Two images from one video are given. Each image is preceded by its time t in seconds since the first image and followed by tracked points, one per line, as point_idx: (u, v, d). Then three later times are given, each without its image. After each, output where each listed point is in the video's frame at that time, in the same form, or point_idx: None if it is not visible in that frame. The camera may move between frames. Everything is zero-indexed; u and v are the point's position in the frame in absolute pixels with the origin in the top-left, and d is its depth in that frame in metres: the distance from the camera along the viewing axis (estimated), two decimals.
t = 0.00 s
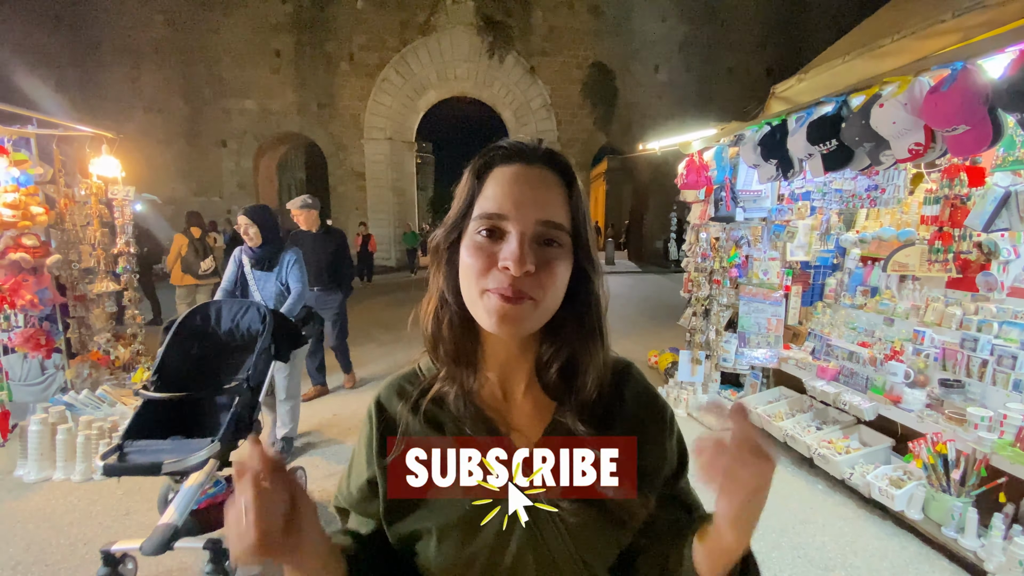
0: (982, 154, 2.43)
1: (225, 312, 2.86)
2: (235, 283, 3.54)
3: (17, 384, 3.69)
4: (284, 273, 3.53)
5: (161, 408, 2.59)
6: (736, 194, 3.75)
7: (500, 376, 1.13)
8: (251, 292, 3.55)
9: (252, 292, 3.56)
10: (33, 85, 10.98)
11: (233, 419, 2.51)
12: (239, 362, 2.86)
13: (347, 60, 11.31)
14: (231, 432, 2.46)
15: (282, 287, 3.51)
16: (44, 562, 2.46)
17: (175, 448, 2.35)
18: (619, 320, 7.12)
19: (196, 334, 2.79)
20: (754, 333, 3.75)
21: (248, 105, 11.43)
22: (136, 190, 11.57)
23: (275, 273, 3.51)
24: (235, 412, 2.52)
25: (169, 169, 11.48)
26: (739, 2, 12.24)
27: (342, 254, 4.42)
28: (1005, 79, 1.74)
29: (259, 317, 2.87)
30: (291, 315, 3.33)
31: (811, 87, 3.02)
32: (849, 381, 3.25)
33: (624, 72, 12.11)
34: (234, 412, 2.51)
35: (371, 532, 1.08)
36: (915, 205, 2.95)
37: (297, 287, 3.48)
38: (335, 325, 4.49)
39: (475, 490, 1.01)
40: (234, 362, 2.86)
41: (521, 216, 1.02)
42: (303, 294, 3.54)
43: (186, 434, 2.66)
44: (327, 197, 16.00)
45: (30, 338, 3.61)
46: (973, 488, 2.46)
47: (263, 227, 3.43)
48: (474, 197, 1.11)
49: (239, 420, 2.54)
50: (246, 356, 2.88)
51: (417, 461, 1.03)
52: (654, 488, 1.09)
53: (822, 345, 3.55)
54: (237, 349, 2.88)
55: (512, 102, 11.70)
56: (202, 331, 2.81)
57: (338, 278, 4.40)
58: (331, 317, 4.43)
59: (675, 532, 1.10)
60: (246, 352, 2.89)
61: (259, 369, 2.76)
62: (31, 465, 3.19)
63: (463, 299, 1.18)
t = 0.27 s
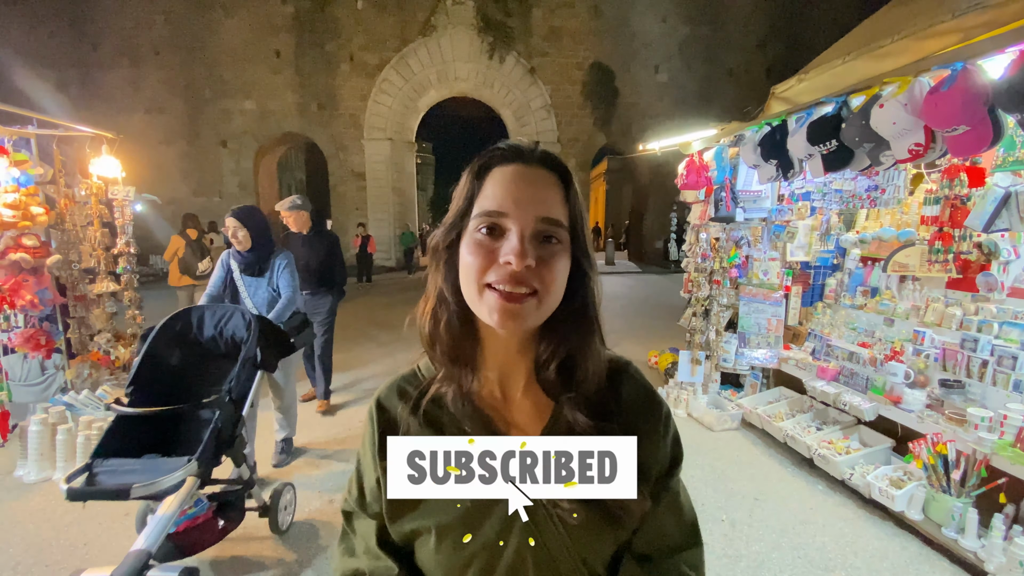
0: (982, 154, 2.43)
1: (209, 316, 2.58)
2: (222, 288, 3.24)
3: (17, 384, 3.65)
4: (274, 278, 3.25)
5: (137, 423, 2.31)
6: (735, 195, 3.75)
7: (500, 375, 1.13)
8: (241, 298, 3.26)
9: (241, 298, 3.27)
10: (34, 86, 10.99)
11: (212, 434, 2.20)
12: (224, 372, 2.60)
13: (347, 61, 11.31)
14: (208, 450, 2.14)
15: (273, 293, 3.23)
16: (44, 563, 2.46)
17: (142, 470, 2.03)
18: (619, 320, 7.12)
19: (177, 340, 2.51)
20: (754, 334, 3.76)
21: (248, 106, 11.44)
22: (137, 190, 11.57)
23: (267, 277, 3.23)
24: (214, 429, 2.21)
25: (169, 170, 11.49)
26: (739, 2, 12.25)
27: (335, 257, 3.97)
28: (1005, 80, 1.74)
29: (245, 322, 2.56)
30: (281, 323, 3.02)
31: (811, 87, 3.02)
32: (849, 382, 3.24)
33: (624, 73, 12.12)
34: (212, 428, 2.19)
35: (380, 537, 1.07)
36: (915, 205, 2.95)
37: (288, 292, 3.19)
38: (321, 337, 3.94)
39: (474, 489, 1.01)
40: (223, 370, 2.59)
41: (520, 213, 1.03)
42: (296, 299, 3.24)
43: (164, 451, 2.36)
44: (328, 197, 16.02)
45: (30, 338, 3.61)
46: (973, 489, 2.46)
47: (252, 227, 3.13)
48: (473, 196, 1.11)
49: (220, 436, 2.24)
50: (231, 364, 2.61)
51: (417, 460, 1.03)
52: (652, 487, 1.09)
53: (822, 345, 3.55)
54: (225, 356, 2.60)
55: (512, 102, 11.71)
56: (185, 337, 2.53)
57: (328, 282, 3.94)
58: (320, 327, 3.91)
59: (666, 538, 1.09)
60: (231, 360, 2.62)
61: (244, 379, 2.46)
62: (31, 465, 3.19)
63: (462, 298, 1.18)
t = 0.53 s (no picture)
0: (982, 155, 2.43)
1: (187, 324, 2.32)
2: (199, 292, 3.00)
3: (16, 384, 3.64)
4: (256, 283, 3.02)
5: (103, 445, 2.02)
6: (735, 195, 3.75)
7: (502, 377, 1.14)
8: (220, 304, 3.03)
9: (220, 304, 3.04)
10: (34, 86, 10.98)
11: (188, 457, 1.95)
12: (205, 383, 2.37)
13: (347, 61, 11.32)
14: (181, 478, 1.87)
15: (255, 298, 3.01)
16: (44, 562, 2.47)
17: (103, 505, 1.72)
18: (619, 321, 7.12)
19: (151, 351, 2.25)
20: (754, 334, 3.76)
21: (248, 106, 11.44)
22: (137, 190, 11.57)
23: (248, 281, 3.00)
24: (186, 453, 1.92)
25: (169, 170, 11.50)
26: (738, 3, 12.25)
27: (330, 261, 3.85)
28: (1005, 81, 1.74)
29: (225, 332, 2.30)
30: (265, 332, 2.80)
31: (811, 87, 3.02)
32: (850, 382, 3.24)
33: (624, 73, 12.13)
34: (184, 452, 1.92)
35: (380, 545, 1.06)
36: (915, 206, 2.95)
37: (271, 297, 2.96)
38: (312, 343, 3.83)
39: (474, 488, 1.01)
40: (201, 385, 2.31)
41: (517, 214, 1.03)
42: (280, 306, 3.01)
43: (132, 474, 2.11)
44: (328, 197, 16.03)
45: (31, 338, 3.63)
46: (973, 489, 2.46)
47: (232, 228, 2.90)
48: (471, 198, 1.11)
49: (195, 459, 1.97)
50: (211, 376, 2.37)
51: (416, 460, 1.03)
52: (655, 488, 1.08)
53: (822, 346, 3.55)
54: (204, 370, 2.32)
55: (512, 102, 11.72)
56: (160, 348, 2.27)
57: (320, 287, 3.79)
58: (312, 334, 3.81)
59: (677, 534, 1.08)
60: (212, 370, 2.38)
61: (223, 395, 2.19)
62: (31, 465, 3.19)
63: (463, 301, 1.18)
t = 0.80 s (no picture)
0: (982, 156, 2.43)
1: (162, 332, 2.18)
2: (175, 297, 2.78)
3: (17, 384, 3.66)
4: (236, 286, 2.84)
5: (69, 468, 1.89)
6: (735, 196, 3.75)
7: (506, 380, 1.14)
8: (195, 309, 2.82)
9: (195, 308, 2.83)
10: (34, 86, 10.99)
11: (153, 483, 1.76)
12: (179, 399, 2.19)
13: (348, 62, 11.32)
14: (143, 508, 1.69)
15: (235, 302, 2.83)
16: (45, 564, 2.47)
17: (61, 540, 1.63)
18: (619, 321, 7.12)
19: (124, 362, 2.13)
20: (754, 335, 3.76)
21: (248, 107, 11.44)
22: (137, 191, 11.57)
23: (228, 284, 2.81)
24: (152, 481, 1.76)
25: (170, 170, 11.51)
26: (739, 4, 12.26)
27: (324, 261, 3.76)
28: (1005, 82, 1.74)
29: (203, 341, 2.15)
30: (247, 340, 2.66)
31: (811, 88, 3.02)
32: (849, 383, 3.24)
33: (625, 74, 12.13)
34: (150, 479, 1.76)
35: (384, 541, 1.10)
36: (915, 207, 2.95)
37: (255, 301, 2.80)
38: (310, 345, 3.84)
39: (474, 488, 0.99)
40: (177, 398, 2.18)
41: (509, 215, 1.03)
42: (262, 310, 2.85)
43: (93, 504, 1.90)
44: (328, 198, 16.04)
45: (31, 339, 3.61)
46: (973, 490, 2.46)
47: (212, 226, 2.70)
48: (464, 204, 1.12)
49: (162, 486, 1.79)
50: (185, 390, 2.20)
51: (416, 460, 1.03)
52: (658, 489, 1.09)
53: (822, 347, 3.55)
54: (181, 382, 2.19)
55: (512, 103, 11.72)
56: (133, 358, 2.15)
57: (317, 289, 3.74)
58: (306, 336, 3.78)
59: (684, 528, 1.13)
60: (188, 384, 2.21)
61: (201, 410, 2.03)
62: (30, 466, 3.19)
63: (463, 306, 1.19)
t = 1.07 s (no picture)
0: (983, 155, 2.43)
1: (131, 345, 2.12)
2: (151, 303, 2.58)
3: (17, 384, 3.57)
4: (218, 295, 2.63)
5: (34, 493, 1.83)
6: (736, 195, 3.76)
7: (510, 381, 1.14)
8: (176, 317, 2.63)
9: (175, 316, 2.64)
10: (35, 86, 10.99)
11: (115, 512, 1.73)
12: (148, 414, 2.17)
13: (348, 61, 11.33)
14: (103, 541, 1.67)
15: (215, 311, 2.63)
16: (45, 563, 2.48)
17: None
18: (620, 321, 7.12)
19: (87, 376, 2.09)
20: (754, 335, 3.76)
21: (249, 106, 11.45)
22: (137, 191, 11.57)
23: (210, 290, 2.62)
24: (107, 514, 1.71)
25: (170, 170, 11.51)
26: (739, 3, 12.26)
27: (318, 264, 3.64)
28: (1006, 81, 1.73)
29: (172, 353, 2.08)
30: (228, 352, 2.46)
31: (810, 88, 3.02)
32: (849, 383, 3.24)
33: (625, 74, 12.13)
34: (105, 513, 1.70)
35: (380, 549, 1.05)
36: (915, 206, 2.94)
37: (238, 310, 2.61)
38: (303, 351, 3.72)
39: (474, 488, 1.00)
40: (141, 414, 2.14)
41: (507, 213, 1.03)
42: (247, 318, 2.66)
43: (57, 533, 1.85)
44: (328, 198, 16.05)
45: (32, 339, 3.58)
46: (974, 490, 2.47)
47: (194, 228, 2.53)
48: (461, 205, 1.12)
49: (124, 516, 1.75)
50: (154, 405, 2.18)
51: (416, 459, 1.04)
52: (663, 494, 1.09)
53: (822, 346, 3.55)
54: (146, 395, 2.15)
55: (513, 103, 11.72)
56: (98, 372, 2.11)
57: (310, 293, 3.58)
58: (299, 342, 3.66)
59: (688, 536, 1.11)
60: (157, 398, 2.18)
61: (168, 432, 1.97)
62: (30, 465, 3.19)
63: (464, 308, 1.19)
